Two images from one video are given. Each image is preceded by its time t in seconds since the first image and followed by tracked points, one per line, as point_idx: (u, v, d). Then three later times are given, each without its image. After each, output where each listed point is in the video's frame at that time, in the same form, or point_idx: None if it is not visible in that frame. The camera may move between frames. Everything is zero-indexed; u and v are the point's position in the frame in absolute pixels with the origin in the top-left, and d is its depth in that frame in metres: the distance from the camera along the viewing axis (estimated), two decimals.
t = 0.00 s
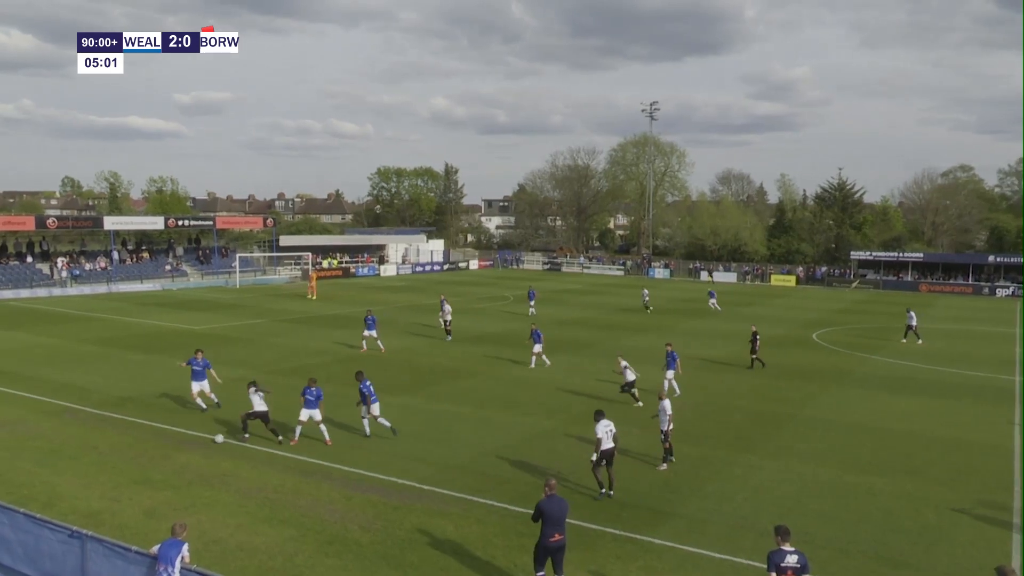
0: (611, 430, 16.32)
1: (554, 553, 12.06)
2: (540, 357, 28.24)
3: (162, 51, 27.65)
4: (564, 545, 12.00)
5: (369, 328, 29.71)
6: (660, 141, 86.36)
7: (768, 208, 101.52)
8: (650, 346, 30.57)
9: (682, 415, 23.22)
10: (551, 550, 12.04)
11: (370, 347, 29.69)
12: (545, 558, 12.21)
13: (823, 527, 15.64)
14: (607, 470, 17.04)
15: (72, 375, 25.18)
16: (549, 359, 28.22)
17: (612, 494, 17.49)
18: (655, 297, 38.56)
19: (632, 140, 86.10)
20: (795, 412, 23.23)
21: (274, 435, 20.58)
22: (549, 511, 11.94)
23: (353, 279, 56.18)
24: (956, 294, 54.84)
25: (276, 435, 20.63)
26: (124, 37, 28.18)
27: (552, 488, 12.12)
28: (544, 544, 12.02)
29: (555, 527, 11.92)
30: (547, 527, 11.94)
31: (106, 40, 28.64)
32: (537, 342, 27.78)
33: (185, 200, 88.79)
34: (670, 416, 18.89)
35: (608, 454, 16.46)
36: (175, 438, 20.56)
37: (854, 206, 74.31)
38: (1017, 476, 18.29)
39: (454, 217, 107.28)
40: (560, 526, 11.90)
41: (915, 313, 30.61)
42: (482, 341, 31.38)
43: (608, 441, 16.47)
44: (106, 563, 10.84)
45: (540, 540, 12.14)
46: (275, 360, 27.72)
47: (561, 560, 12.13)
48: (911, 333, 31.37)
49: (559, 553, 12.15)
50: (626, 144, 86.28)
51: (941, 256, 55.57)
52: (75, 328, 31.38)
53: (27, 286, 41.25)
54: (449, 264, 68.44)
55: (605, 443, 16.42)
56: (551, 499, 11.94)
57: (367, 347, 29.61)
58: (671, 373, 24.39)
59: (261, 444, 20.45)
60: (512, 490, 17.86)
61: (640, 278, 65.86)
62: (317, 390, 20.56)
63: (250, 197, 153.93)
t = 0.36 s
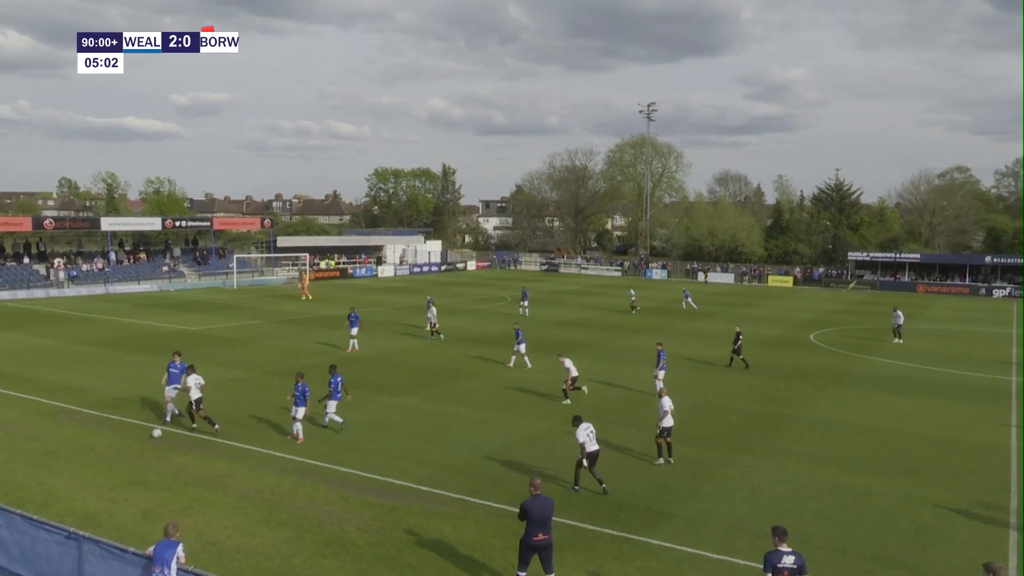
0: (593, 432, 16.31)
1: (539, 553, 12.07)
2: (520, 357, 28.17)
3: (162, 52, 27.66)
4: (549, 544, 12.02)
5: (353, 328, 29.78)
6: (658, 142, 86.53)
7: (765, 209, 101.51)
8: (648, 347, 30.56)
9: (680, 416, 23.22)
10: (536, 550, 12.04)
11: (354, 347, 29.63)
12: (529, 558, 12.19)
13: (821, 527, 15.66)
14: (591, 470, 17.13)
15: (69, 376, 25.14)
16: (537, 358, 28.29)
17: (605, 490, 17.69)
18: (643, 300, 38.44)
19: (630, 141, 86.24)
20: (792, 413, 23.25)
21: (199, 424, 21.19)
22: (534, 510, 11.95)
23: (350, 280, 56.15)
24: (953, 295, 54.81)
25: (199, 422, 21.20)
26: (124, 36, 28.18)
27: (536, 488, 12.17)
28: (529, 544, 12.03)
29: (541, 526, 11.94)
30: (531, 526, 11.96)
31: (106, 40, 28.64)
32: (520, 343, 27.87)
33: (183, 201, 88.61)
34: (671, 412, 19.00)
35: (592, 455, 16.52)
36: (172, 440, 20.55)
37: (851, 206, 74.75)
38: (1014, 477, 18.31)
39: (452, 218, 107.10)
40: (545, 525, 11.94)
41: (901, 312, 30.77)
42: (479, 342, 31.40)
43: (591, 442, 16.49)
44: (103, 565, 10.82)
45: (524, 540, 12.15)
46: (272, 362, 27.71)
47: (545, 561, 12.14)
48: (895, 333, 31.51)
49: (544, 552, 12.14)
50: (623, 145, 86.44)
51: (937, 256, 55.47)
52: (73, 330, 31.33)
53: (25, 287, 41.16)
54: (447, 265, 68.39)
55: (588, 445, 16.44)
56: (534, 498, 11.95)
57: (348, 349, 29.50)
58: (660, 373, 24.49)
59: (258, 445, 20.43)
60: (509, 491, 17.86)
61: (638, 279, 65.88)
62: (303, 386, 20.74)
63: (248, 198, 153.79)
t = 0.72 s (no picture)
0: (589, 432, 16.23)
1: (531, 553, 12.05)
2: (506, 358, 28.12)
3: (162, 52, 27.69)
4: (539, 544, 11.97)
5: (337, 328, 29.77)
6: (658, 142, 86.71)
7: (766, 210, 101.55)
8: (648, 348, 30.55)
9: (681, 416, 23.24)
10: (529, 551, 12.02)
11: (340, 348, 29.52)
12: (522, 558, 12.18)
13: (821, 528, 15.66)
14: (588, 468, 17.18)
15: (69, 376, 25.15)
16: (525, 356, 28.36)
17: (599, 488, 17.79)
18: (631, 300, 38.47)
19: (630, 142, 86.45)
20: (792, 413, 23.23)
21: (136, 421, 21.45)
22: (522, 511, 11.92)
23: (350, 280, 56.20)
24: (953, 296, 54.70)
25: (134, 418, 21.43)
26: (123, 37, 28.16)
27: (523, 488, 12.13)
28: (521, 545, 12.00)
29: (530, 526, 11.91)
30: (520, 526, 11.95)
31: (106, 40, 28.66)
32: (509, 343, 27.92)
33: (183, 201, 88.55)
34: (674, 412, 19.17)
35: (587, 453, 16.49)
36: (173, 440, 20.55)
37: (851, 207, 74.63)
38: (1015, 477, 18.32)
39: (452, 218, 107.03)
40: (533, 526, 11.90)
41: (888, 313, 30.94)
42: (479, 342, 31.41)
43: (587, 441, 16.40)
44: (103, 565, 10.82)
45: (516, 541, 12.13)
46: (273, 362, 27.71)
47: (535, 561, 12.11)
48: (884, 333, 31.66)
49: (536, 553, 12.10)
50: (623, 145, 86.65)
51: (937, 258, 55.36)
52: (73, 330, 31.32)
53: (25, 287, 41.16)
54: (447, 266, 68.41)
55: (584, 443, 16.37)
56: (520, 500, 11.92)
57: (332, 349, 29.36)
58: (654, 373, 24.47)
59: (258, 445, 20.45)
60: (510, 492, 17.85)
61: (638, 279, 65.86)
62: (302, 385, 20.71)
63: (248, 198, 153.89)
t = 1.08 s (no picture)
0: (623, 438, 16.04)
1: (548, 555, 12.01)
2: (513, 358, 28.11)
3: (162, 52, 28.09)
4: (554, 547, 11.90)
5: (344, 330, 29.86)
6: (676, 143, 87.43)
7: (785, 210, 101.10)
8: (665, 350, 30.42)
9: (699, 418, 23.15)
10: (545, 553, 11.98)
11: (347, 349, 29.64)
12: (539, 561, 12.16)
13: (841, 532, 15.54)
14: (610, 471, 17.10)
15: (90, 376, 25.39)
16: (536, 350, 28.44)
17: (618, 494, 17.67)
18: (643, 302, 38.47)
19: (648, 143, 87.23)
20: (812, 416, 23.08)
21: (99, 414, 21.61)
22: (537, 513, 11.89)
23: (369, 281, 56.44)
24: (976, 298, 54.18)
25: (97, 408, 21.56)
26: (124, 37, 28.69)
27: (539, 490, 12.11)
28: (538, 547, 11.98)
29: (544, 529, 11.87)
30: (534, 528, 11.94)
31: (106, 40, 28.99)
32: (517, 344, 27.88)
33: (203, 202, 89.32)
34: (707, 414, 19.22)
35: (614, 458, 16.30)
36: (193, 439, 20.73)
37: (872, 208, 76.19)
38: None
39: (470, 219, 107.23)
40: (547, 527, 11.86)
41: (900, 313, 30.54)
42: (497, 343, 31.43)
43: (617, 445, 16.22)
44: (124, 562, 10.94)
45: (534, 543, 12.11)
46: (292, 362, 27.87)
47: (552, 564, 12.06)
48: (898, 334, 31.29)
49: (552, 556, 12.05)
50: (641, 146, 87.38)
51: (959, 259, 54.91)
52: (94, 330, 31.67)
53: (48, 288, 41.65)
54: (464, 266, 68.56)
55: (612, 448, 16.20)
56: (533, 503, 11.88)
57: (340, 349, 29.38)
58: (672, 375, 24.24)
59: (277, 445, 20.57)
60: (528, 493, 17.84)
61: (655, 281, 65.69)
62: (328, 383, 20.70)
63: (266, 200, 154.84)
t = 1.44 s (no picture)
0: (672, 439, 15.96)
1: (580, 562, 11.92)
2: (538, 360, 28.10)
3: (161, 51, 28.53)
4: (585, 554, 11.81)
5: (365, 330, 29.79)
6: (708, 143, 86.74)
7: (818, 211, 100.11)
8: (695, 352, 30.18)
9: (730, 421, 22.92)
10: (577, 560, 11.90)
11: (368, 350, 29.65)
12: (570, 567, 12.10)
13: (876, 538, 15.32)
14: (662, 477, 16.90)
15: (127, 374, 25.85)
16: (567, 348, 28.41)
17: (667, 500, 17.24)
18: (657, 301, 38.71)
19: (680, 143, 86.66)
20: (846, 420, 22.75)
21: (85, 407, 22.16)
22: (573, 517, 11.90)
23: (399, 281, 56.73)
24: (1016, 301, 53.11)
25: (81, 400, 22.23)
26: (123, 36, 29.08)
27: (577, 496, 12.09)
28: (572, 552, 11.92)
29: (578, 533, 11.85)
30: (567, 533, 11.93)
31: (105, 40, 29.39)
32: (540, 345, 27.65)
33: (236, 203, 90.57)
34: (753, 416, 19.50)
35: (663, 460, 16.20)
36: (226, 438, 21.00)
37: (908, 209, 74.74)
38: None
39: (500, 220, 107.59)
40: (581, 534, 11.83)
41: (931, 319, 29.54)
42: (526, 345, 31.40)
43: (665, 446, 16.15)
44: (159, 559, 11.10)
45: (569, 550, 12.05)
46: (322, 362, 28.09)
47: (583, 572, 11.99)
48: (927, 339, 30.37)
49: (583, 563, 11.97)
50: (672, 147, 86.85)
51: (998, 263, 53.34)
52: (131, 329, 32.24)
53: (86, 288, 42.46)
54: (494, 267, 68.64)
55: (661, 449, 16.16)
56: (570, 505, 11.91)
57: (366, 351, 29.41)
58: (704, 378, 24.01)
59: (309, 444, 20.75)
60: (557, 495, 17.81)
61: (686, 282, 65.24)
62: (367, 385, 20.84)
63: (297, 202, 156.47)
